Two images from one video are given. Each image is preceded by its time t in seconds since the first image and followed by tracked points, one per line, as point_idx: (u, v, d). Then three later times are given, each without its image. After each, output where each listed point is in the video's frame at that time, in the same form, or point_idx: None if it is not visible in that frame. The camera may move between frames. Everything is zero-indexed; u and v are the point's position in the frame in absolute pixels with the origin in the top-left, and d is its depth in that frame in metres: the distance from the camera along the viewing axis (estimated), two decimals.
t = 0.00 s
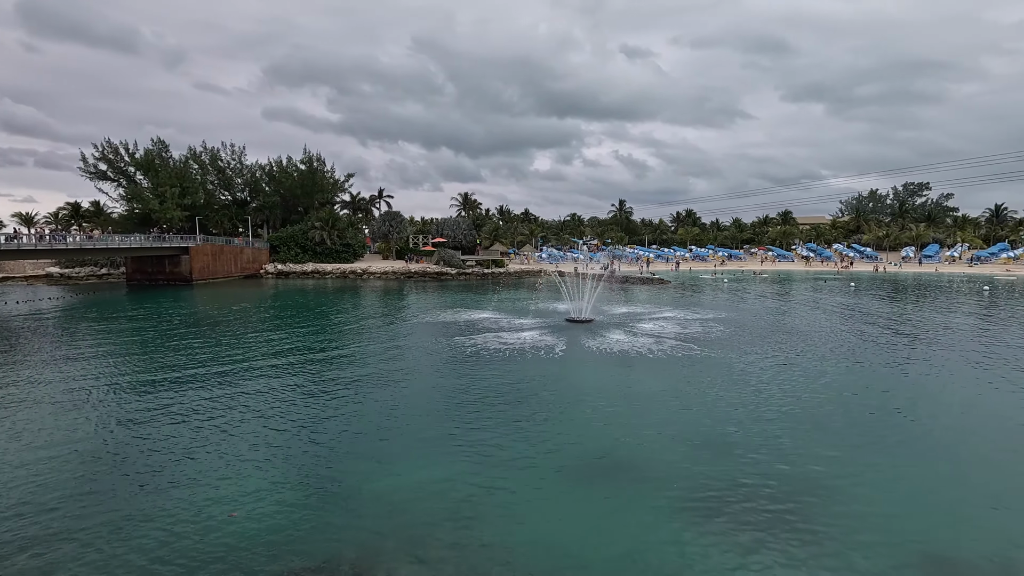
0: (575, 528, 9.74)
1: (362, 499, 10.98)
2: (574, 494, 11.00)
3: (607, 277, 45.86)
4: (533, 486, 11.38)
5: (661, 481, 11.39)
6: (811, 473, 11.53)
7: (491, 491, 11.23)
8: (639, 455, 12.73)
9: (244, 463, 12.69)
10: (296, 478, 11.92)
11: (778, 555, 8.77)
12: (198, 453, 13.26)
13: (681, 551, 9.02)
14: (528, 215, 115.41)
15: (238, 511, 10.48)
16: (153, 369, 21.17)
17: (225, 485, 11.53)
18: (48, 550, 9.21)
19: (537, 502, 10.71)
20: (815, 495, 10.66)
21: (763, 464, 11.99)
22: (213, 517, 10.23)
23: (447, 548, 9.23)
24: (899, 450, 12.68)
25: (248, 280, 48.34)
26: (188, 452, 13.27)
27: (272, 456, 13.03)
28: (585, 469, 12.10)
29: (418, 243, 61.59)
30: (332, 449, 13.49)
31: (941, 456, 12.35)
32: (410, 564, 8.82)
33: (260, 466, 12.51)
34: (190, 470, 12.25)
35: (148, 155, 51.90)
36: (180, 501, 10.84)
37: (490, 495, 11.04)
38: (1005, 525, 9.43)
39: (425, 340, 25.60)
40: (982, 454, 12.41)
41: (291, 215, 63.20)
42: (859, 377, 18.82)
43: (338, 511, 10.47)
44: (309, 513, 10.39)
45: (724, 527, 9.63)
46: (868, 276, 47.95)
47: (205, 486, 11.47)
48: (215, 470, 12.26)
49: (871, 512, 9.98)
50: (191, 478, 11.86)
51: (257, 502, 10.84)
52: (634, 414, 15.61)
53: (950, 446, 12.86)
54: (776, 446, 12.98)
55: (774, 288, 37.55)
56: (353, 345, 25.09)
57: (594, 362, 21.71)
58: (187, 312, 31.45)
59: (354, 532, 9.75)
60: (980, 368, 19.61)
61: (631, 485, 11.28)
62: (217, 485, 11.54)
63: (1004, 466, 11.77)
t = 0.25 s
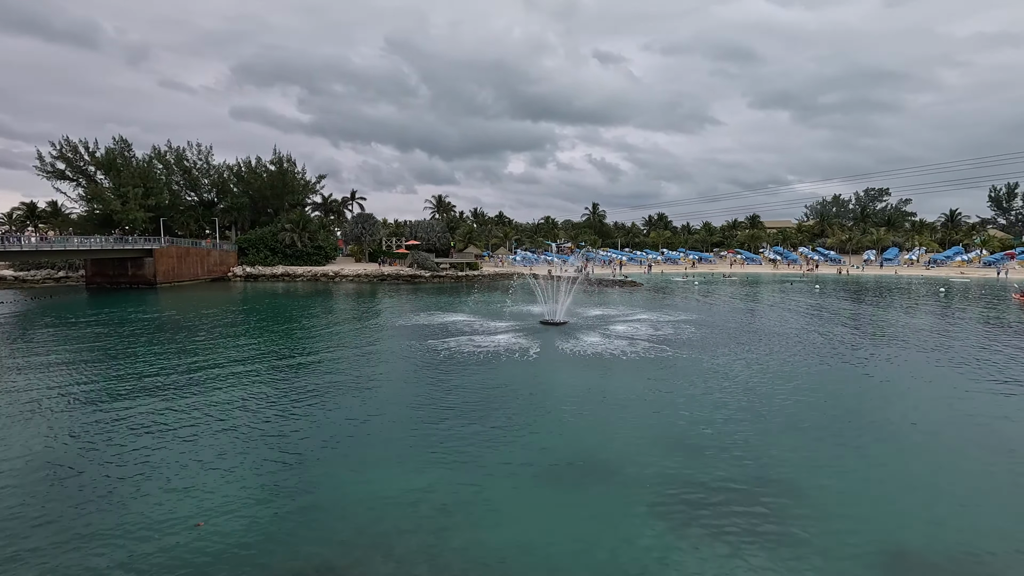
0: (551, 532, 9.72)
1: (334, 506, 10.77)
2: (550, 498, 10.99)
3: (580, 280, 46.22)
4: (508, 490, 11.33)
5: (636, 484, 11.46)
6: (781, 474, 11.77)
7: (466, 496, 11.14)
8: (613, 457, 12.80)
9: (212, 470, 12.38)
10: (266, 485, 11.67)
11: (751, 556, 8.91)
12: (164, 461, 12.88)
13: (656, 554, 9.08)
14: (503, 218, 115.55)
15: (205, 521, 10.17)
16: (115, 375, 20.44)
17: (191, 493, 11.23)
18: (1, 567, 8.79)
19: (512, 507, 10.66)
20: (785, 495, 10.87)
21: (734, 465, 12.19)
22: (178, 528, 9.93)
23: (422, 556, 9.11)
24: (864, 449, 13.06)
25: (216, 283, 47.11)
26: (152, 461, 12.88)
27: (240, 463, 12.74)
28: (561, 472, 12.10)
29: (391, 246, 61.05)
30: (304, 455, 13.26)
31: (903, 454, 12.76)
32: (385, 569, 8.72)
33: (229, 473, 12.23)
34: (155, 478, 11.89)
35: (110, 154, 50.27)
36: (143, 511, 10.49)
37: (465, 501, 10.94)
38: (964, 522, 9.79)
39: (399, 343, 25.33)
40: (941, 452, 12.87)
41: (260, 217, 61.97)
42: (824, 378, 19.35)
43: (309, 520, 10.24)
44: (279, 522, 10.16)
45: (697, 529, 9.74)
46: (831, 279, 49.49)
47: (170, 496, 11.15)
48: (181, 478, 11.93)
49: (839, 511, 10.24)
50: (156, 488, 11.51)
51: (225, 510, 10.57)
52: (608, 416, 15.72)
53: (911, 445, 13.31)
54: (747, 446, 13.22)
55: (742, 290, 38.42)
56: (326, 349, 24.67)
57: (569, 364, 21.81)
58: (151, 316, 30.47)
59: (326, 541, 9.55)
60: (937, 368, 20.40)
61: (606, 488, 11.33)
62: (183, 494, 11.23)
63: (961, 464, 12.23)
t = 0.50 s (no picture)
0: (529, 535, 9.69)
1: (307, 513, 10.54)
2: (527, 499, 10.97)
3: (554, 282, 46.50)
4: (485, 493, 11.28)
5: (612, 484, 11.53)
6: (753, 471, 12.00)
7: (443, 500, 11.04)
8: (589, 458, 12.85)
9: (180, 480, 12.05)
10: (237, 493, 11.41)
11: (726, 553, 9.05)
12: (126, 472, 12.43)
13: (633, 554, 9.15)
14: (478, 221, 115.53)
15: (171, 533, 9.86)
16: (76, 384, 19.68)
17: (156, 504, 10.87)
18: None
19: (490, 509, 10.61)
20: (757, 492, 11.09)
21: (707, 464, 12.37)
22: (144, 540, 9.61)
23: (395, 562, 8.98)
24: (831, 446, 13.42)
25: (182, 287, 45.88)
26: (114, 472, 12.42)
27: (209, 472, 12.42)
28: (538, 474, 12.10)
29: (364, 249, 60.46)
30: (276, 462, 13.00)
31: (868, 450, 13.15)
32: None
33: (198, 482, 11.90)
34: (117, 490, 11.48)
35: (69, 154, 48.57)
36: (107, 525, 10.13)
37: (441, 504, 10.84)
38: (927, 513, 10.14)
39: (372, 347, 25.04)
40: (904, 446, 13.32)
41: (229, 219, 60.69)
42: (793, 377, 19.84)
43: (282, 528, 10.01)
44: (249, 531, 9.91)
45: (673, 528, 9.85)
46: (797, 281, 50.90)
47: (133, 508, 10.78)
48: (148, 488, 11.58)
49: (809, 506, 10.49)
50: (118, 500, 11.10)
51: (193, 521, 10.28)
52: (582, 417, 15.85)
53: (876, 440, 13.73)
54: (720, 445, 13.44)
55: (712, 292, 39.16)
56: (297, 354, 24.21)
57: (543, 366, 21.91)
58: (114, 322, 29.44)
59: (300, 550, 9.34)
60: (898, 366, 21.13)
61: (583, 489, 11.37)
62: (149, 505, 10.89)
63: (923, 457, 12.67)
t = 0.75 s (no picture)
0: (505, 541, 9.65)
1: (278, 523, 10.29)
2: (505, 505, 10.93)
3: (529, 286, 46.66)
4: (463, 500, 11.17)
5: (589, 488, 11.58)
6: (726, 473, 12.20)
7: (419, 507, 10.93)
8: (566, 462, 12.88)
9: (148, 486, 11.74)
10: (208, 498, 11.15)
11: (701, 553, 9.17)
12: (89, 482, 11.92)
13: (611, 556, 9.19)
14: (453, 226, 115.21)
15: (138, 546, 9.49)
16: (38, 392, 18.98)
17: (122, 515, 10.45)
18: None
19: (467, 516, 10.52)
20: (730, 493, 11.28)
21: (682, 466, 12.53)
22: (110, 550, 9.33)
23: (371, 572, 8.82)
24: (799, 445, 13.76)
25: (147, 293, 44.50)
26: (76, 483, 11.89)
27: (180, 477, 12.13)
28: (514, 479, 12.06)
29: (337, 254, 59.70)
30: (249, 466, 12.78)
31: (836, 449, 13.51)
32: None
33: (165, 489, 11.54)
34: (79, 501, 10.98)
35: (25, 157, 46.76)
36: (69, 534, 9.79)
37: (418, 512, 10.72)
38: (891, 509, 10.46)
39: (346, 353, 24.69)
40: (869, 445, 13.71)
41: (196, 224, 59.23)
42: (763, 378, 20.28)
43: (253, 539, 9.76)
44: (219, 541, 9.66)
45: (650, 530, 9.92)
46: (765, 283, 52.12)
47: (97, 519, 10.33)
48: (113, 498, 11.12)
49: (782, 506, 10.69)
50: (80, 511, 10.63)
51: (161, 529, 10.02)
52: (559, 421, 15.87)
53: (844, 439, 14.10)
54: (694, 447, 13.63)
55: (684, 295, 39.81)
56: (269, 360, 23.71)
57: (519, 370, 21.90)
58: (75, 330, 28.43)
59: (271, 561, 9.11)
60: (862, 366, 21.83)
61: (560, 493, 11.37)
62: (114, 515, 10.45)
63: (887, 455, 13.08)
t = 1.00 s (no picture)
0: (482, 545, 9.58)
1: (249, 533, 10.03)
2: (481, 508, 10.87)
3: (504, 289, 46.73)
4: (439, 504, 11.07)
5: (565, 489, 11.59)
6: (699, 470, 12.37)
7: (395, 512, 10.79)
8: (542, 464, 12.88)
9: (114, 499, 11.38)
10: (177, 510, 10.90)
11: (677, 551, 9.26)
12: (49, 497, 11.48)
13: (588, 556, 9.20)
14: (429, 229, 114.66)
15: (103, 562, 9.19)
16: None
17: (85, 530, 10.10)
18: None
19: (443, 520, 10.43)
20: (704, 490, 11.44)
21: (657, 465, 12.65)
22: (73, 566, 9.04)
23: None
24: (770, 441, 14.06)
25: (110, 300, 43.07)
26: (35, 498, 11.45)
27: (148, 488, 11.84)
28: (491, 482, 12.01)
29: (309, 258, 58.88)
30: (220, 475, 12.54)
31: (805, 444, 13.83)
32: None
33: (131, 502, 11.21)
34: (39, 517, 10.57)
35: None
36: (29, 551, 9.46)
37: (393, 517, 10.58)
38: (857, 502, 10.74)
39: (319, 358, 24.35)
40: (836, 440, 14.10)
41: (162, 228, 57.65)
42: (734, 377, 20.66)
43: (222, 550, 9.50)
44: (187, 554, 9.41)
45: (626, 529, 9.97)
46: (736, 284, 53.27)
47: (58, 535, 9.96)
48: (75, 513, 10.75)
49: (754, 501, 10.87)
50: (41, 527, 10.24)
51: (129, 542, 9.77)
52: (533, 422, 15.94)
53: (810, 434, 14.51)
54: (668, 446, 13.78)
55: (657, 296, 40.40)
56: (239, 365, 23.22)
57: (494, 372, 21.90)
58: (32, 338, 27.35)
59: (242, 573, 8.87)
60: (828, 363, 22.46)
61: (537, 495, 11.35)
62: (77, 531, 10.10)
63: (853, 449, 13.45)
